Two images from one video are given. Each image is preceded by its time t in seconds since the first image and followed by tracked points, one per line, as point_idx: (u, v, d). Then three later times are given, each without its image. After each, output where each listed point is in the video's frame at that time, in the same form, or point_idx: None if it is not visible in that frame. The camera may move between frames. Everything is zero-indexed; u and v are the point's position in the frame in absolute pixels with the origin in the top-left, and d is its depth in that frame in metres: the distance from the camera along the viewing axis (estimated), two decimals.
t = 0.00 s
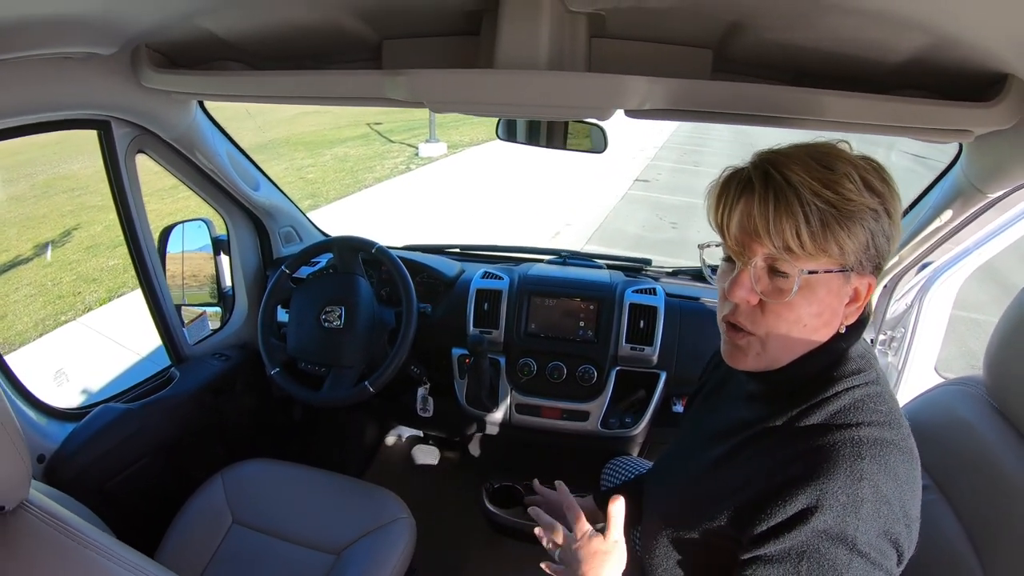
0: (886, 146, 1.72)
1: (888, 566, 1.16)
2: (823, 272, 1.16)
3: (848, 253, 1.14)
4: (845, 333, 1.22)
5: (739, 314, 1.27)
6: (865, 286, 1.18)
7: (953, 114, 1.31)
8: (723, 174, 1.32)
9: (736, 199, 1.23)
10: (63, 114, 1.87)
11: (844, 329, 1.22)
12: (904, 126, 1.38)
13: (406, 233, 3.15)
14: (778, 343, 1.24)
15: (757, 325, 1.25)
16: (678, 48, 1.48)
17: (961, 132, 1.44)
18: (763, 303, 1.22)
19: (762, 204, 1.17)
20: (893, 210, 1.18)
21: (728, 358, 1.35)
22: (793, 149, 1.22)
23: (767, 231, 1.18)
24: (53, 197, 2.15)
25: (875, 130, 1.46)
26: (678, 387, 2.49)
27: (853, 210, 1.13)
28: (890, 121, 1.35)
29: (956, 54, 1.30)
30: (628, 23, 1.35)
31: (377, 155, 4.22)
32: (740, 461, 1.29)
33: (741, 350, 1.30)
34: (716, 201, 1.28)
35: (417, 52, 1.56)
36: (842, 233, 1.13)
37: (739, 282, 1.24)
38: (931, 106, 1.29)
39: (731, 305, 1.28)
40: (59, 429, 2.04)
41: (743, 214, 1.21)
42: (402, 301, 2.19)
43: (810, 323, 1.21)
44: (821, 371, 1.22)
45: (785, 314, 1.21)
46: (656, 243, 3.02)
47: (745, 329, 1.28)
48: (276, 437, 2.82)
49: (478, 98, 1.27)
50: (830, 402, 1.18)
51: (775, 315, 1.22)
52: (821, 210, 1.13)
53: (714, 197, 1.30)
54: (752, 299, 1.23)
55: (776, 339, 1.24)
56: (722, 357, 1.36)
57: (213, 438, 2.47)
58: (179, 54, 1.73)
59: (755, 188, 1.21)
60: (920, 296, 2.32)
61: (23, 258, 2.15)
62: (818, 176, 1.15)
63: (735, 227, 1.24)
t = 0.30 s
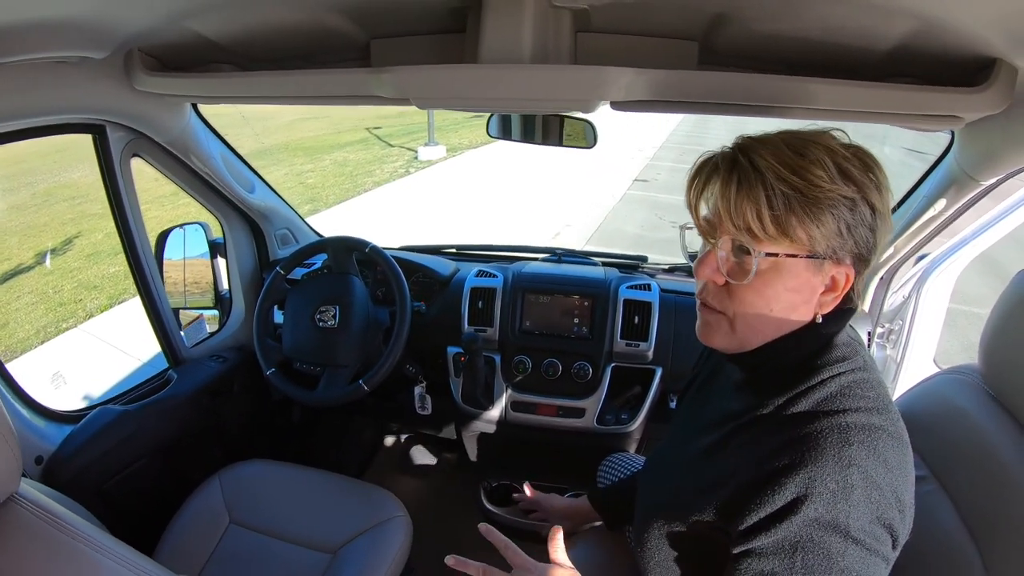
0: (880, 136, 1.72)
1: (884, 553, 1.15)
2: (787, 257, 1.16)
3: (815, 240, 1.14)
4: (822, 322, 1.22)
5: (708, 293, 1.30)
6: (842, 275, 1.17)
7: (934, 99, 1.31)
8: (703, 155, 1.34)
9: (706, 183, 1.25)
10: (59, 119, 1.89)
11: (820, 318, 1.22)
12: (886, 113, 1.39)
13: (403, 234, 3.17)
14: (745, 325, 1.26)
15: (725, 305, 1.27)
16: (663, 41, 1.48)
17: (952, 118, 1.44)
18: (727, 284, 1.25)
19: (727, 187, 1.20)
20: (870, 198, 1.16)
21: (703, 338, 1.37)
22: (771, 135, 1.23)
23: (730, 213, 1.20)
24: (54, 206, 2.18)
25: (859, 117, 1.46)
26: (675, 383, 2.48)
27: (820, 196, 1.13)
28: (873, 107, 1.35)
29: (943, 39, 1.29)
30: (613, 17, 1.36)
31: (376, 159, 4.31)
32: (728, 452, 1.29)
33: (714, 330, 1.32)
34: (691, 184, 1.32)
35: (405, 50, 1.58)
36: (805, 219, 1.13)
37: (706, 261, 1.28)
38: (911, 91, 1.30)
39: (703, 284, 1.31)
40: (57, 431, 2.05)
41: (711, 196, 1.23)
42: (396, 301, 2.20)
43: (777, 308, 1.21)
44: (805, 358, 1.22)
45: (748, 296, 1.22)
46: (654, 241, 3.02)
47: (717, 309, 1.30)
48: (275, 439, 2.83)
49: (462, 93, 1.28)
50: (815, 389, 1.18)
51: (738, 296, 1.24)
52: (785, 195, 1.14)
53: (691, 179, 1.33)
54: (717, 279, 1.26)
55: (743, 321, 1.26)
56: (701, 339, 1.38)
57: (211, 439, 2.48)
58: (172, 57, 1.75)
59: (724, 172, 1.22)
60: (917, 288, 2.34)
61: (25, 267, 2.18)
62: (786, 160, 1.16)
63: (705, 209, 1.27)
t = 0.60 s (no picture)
0: (874, 127, 1.72)
1: (886, 545, 1.16)
2: (797, 239, 1.15)
3: (822, 221, 1.14)
4: (823, 308, 1.21)
5: (714, 287, 1.26)
6: (841, 258, 1.18)
7: (925, 87, 1.31)
8: (696, 149, 1.34)
9: (708, 170, 1.25)
10: (51, 122, 1.89)
11: (823, 304, 1.21)
12: (878, 101, 1.39)
13: (400, 234, 3.16)
14: (756, 317, 1.22)
15: (734, 297, 1.23)
16: (654, 34, 1.48)
17: (947, 106, 1.43)
18: (738, 274, 1.21)
19: (733, 172, 1.19)
20: (866, 181, 1.18)
21: (705, 336, 1.32)
22: (767, 123, 1.24)
23: (739, 198, 1.18)
24: (50, 212, 2.18)
25: (851, 107, 1.46)
26: (673, 378, 2.48)
27: (824, 176, 1.13)
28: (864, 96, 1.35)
29: (934, 27, 1.29)
30: (603, 10, 1.35)
31: (372, 160, 4.29)
32: (725, 448, 1.28)
33: (718, 326, 1.28)
34: (690, 175, 1.30)
35: (396, 48, 1.57)
36: (814, 198, 1.13)
37: (713, 252, 1.23)
38: (901, 79, 1.30)
39: (707, 277, 1.27)
40: (55, 436, 2.04)
41: (716, 183, 1.22)
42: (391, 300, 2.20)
43: (786, 296, 1.19)
44: (802, 350, 1.20)
45: (760, 284, 1.19)
46: (651, 238, 3.02)
47: (723, 303, 1.26)
48: (273, 441, 2.83)
49: (453, 88, 1.28)
50: (812, 383, 1.16)
51: (751, 285, 1.20)
52: (792, 176, 1.14)
53: (688, 171, 1.31)
54: (726, 270, 1.22)
55: (754, 312, 1.22)
56: (701, 337, 1.34)
57: (208, 442, 2.48)
58: (163, 59, 1.75)
59: (727, 157, 1.22)
60: (914, 280, 2.34)
61: (21, 273, 2.16)
62: (789, 143, 1.16)
63: (709, 198, 1.25)
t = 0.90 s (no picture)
0: (875, 125, 1.72)
1: (900, 542, 1.15)
2: (818, 239, 1.17)
3: (840, 221, 1.15)
4: (837, 304, 1.22)
5: (735, 288, 1.26)
6: (853, 257, 1.19)
7: (929, 85, 1.31)
8: (711, 149, 1.34)
9: (727, 170, 1.24)
10: (51, 127, 1.89)
11: (836, 301, 1.22)
12: (880, 100, 1.39)
13: (402, 235, 3.16)
14: (775, 317, 1.23)
15: (755, 298, 1.23)
16: (656, 33, 1.48)
17: (949, 104, 1.44)
18: (760, 275, 1.21)
19: (755, 172, 1.18)
20: (877, 181, 1.20)
21: (721, 336, 1.33)
22: (782, 122, 1.24)
23: (762, 199, 1.18)
24: (50, 216, 2.20)
25: (855, 104, 1.46)
26: (675, 377, 2.48)
27: (843, 177, 1.14)
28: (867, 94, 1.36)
29: (938, 25, 1.29)
30: (606, 10, 1.36)
31: (371, 160, 4.28)
32: (737, 447, 1.29)
33: (738, 326, 1.28)
34: (708, 175, 1.29)
35: (398, 49, 1.57)
36: (834, 200, 1.14)
37: (734, 254, 1.23)
38: (905, 77, 1.30)
39: (728, 278, 1.27)
40: (59, 441, 2.04)
41: (737, 184, 1.22)
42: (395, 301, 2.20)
43: (804, 296, 1.20)
44: (814, 348, 1.21)
45: (782, 284, 1.20)
46: (652, 236, 3.01)
47: (743, 304, 1.26)
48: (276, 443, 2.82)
49: (456, 89, 1.28)
50: (823, 380, 1.17)
51: (773, 286, 1.21)
52: (813, 177, 1.14)
53: (705, 171, 1.31)
54: (749, 271, 1.22)
55: (773, 312, 1.23)
56: (716, 337, 1.34)
57: (212, 445, 2.48)
58: (164, 62, 1.75)
59: (747, 157, 1.22)
60: (917, 276, 2.35)
61: (21, 277, 2.17)
62: (809, 145, 1.17)
63: (729, 198, 1.24)
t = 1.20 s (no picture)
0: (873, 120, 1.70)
1: (903, 545, 1.13)
2: (819, 236, 1.16)
3: (842, 218, 1.14)
4: (840, 304, 1.20)
5: (734, 284, 1.25)
6: (856, 256, 1.18)
7: (927, 81, 1.29)
8: (713, 142, 1.34)
9: (728, 164, 1.24)
10: (44, 130, 1.88)
11: (839, 301, 1.21)
12: (875, 95, 1.38)
13: (400, 235, 3.15)
14: (774, 314, 1.22)
15: (752, 294, 1.23)
16: (650, 29, 1.47)
17: (947, 99, 1.42)
18: (759, 270, 1.21)
19: (755, 166, 1.18)
20: (883, 179, 1.19)
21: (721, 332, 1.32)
22: (786, 118, 1.24)
23: (762, 193, 1.18)
24: (48, 219, 2.30)
25: (852, 100, 1.44)
26: (674, 376, 2.47)
27: (847, 173, 1.13)
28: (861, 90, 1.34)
29: (935, 19, 1.27)
30: (599, 8, 1.35)
31: (371, 161, 4.28)
32: (741, 448, 1.27)
33: (736, 323, 1.27)
34: (709, 168, 1.29)
35: (390, 48, 1.56)
36: (836, 195, 1.13)
37: (733, 248, 1.23)
38: (904, 73, 1.27)
39: (726, 274, 1.26)
40: (56, 444, 2.04)
41: (737, 177, 1.22)
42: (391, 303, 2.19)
43: (804, 293, 1.19)
44: (816, 348, 1.19)
45: (781, 281, 1.19)
46: (651, 235, 2.99)
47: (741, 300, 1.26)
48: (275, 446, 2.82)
49: (448, 88, 1.27)
50: (827, 381, 1.15)
51: (772, 282, 1.20)
52: (814, 172, 1.14)
53: (706, 164, 1.31)
54: (746, 266, 1.22)
55: (772, 309, 1.21)
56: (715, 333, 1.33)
57: (209, 448, 2.47)
58: (158, 64, 1.74)
59: (748, 151, 1.22)
60: (915, 275, 2.32)
61: (21, 280, 2.30)
62: (812, 139, 1.16)
63: (729, 192, 1.24)
